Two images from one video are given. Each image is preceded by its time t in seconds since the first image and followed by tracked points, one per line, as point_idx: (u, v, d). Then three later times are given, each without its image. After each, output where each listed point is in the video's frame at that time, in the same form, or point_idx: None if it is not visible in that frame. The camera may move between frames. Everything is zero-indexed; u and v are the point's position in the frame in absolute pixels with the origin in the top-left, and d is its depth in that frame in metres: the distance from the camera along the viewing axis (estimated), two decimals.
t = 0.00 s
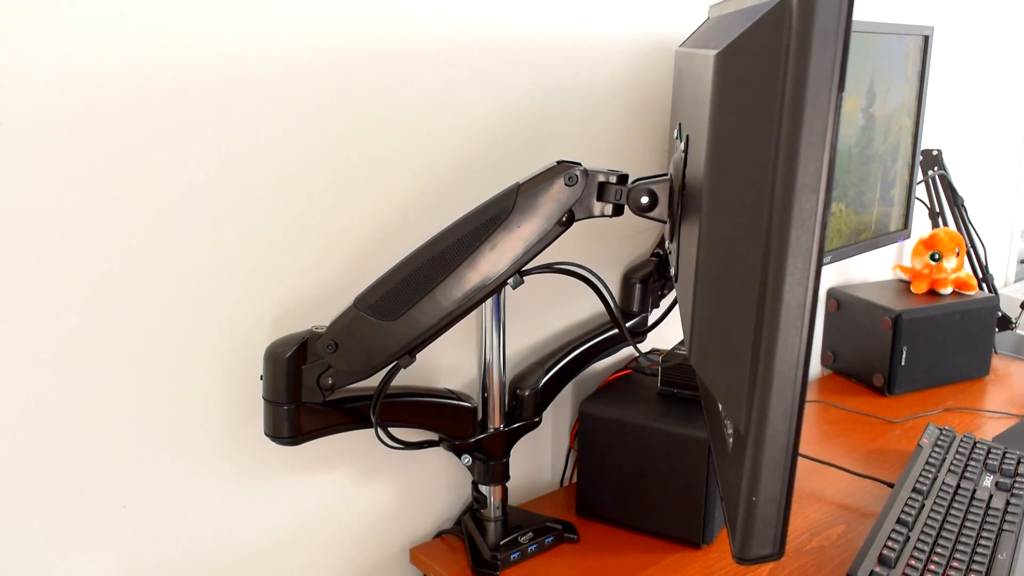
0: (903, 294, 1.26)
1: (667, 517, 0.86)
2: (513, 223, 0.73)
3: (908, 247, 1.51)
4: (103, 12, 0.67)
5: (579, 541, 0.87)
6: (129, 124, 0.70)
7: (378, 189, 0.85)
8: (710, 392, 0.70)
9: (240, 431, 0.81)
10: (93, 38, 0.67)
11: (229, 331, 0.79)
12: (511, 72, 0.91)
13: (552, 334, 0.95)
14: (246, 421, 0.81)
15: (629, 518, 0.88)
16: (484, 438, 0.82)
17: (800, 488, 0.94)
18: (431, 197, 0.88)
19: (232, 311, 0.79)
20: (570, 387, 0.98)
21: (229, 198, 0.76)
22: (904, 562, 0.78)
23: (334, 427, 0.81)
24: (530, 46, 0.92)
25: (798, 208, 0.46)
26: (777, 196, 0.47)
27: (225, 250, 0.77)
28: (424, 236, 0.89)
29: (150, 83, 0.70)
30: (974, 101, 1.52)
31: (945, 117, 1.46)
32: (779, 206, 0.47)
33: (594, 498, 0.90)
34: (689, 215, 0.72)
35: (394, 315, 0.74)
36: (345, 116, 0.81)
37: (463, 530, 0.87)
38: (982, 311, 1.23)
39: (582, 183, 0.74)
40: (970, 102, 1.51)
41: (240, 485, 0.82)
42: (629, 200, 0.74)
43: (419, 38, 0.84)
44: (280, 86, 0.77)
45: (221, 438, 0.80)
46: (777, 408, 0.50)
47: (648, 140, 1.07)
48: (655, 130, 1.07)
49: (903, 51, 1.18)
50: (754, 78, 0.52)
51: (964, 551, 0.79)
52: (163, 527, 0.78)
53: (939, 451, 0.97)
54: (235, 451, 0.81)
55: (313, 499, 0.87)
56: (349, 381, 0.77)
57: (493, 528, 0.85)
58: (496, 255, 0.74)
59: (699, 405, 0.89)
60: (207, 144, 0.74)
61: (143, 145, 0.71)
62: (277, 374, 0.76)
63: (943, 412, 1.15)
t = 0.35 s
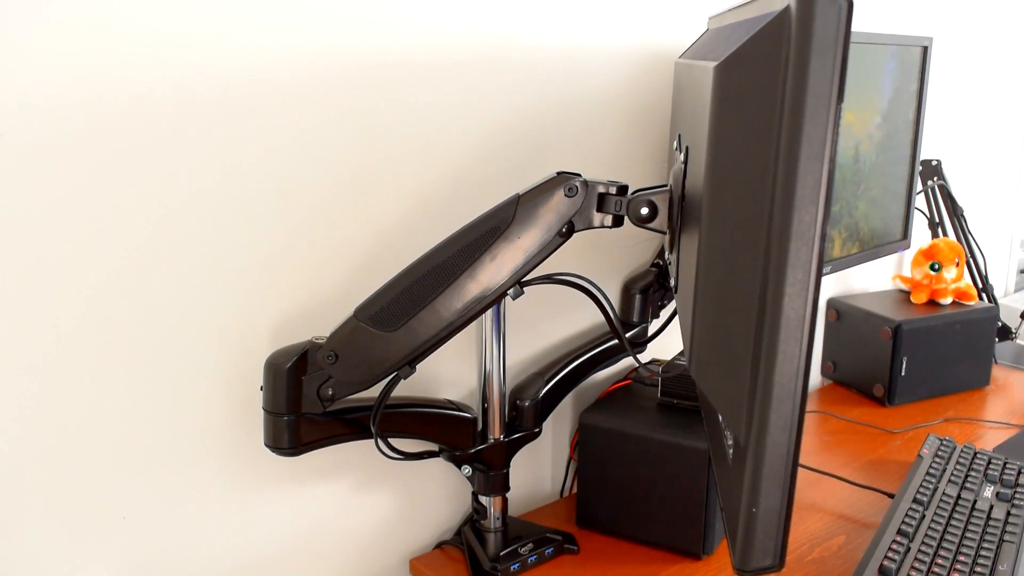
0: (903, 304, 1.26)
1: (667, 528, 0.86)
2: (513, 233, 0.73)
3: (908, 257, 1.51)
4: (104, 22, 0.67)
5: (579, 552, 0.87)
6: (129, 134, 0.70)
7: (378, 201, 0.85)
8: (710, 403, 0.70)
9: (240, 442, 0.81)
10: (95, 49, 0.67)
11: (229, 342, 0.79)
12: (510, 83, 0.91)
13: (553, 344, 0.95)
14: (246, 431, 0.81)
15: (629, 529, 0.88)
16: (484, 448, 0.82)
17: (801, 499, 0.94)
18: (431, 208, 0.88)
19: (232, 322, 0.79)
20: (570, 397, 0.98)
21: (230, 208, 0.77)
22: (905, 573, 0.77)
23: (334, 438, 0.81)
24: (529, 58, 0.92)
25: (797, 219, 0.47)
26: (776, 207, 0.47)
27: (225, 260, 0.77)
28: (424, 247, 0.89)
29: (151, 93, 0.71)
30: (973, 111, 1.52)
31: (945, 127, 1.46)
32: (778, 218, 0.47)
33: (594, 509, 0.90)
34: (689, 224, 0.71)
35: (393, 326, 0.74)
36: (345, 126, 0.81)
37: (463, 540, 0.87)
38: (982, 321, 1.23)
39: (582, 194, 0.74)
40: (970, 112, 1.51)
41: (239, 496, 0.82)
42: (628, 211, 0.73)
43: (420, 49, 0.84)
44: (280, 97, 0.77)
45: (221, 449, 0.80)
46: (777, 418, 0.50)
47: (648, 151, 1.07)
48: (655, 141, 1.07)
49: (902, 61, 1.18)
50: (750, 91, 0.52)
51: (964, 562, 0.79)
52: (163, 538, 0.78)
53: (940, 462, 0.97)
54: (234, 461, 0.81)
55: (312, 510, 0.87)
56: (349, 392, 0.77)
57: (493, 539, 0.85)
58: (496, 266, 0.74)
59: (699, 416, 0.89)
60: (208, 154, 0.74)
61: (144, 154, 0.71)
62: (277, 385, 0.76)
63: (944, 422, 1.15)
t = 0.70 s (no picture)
0: (902, 315, 1.26)
1: (667, 540, 0.85)
2: (513, 245, 0.73)
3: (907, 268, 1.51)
4: (105, 36, 0.68)
5: (579, 564, 0.87)
6: (129, 146, 0.71)
7: (378, 213, 0.85)
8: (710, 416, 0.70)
9: (240, 454, 0.81)
10: (95, 63, 0.68)
11: (229, 354, 0.79)
12: (510, 96, 0.91)
13: (552, 356, 0.95)
14: (246, 444, 0.81)
15: (629, 541, 0.88)
16: (484, 460, 0.82)
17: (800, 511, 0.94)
18: (431, 220, 0.89)
19: (232, 335, 0.79)
20: (569, 409, 0.98)
21: (230, 220, 0.77)
22: None
23: (334, 450, 0.81)
24: (529, 71, 0.92)
25: (796, 232, 0.47)
26: (774, 220, 0.47)
27: (225, 272, 0.77)
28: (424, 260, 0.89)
29: (151, 106, 0.71)
30: (972, 121, 1.52)
31: (943, 140, 1.46)
32: (777, 231, 0.47)
33: (594, 521, 0.90)
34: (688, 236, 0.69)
35: (393, 339, 0.74)
36: (345, 139, 0.82)
37: (463, 553, 0.86)
38: (982, 332, 1.23)
39: (581, 207, 0.73)
40: (968, 123, 1.51)
41: (239, 509, 0.82)
42: (628, 223, 0.73)
43: (420, 62, 0.84)
44: (281, 109, 0.77)
45: (220, 461, 0.80)
46: (777, 431, 0.50)
47: (647, 163, 1.07)
48: (654, 154, 1.08)
49: (901, 74, 1.19)
50: (745, 107, 0.52)
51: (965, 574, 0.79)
52: (162, 550, 0.78)
53: (939, 473, 0.97)
54: (234, 474, 0.81)
55: (312, 523, 0.87)
56: (348, 404, 0.77)
57: (493, 551, 0.85)
58: (495, 278, 0.73)
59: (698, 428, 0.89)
60: (208, 166, 0.75)
61: (143, 167, 0.72)
62: (277, 397, 0.76)
63: (944, 433, 1.15)
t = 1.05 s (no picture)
0: (902, 325, 1.26)
1: (668, 552, 0.85)
2: (513, 256, 0.73)
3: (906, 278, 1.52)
4: (105, 51, 0.68)
5: None
6: (130, 158, 0.71)
7: (378, 225, 0.85)
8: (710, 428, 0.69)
9: (240, 466, 0.81)
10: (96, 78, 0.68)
11: (229, 366, 0.79)
12: (510, 109, 0.92)
13: (552, 367, 0.95)
14: (246, 455, 0.82)
15: (629, 552, 0.88)
16: (484, 471, 0.82)
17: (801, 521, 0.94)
18: (431, 232, 0.89)
19: (232, 346, 0.79)
20: (569, 420, 0.99)
21: (231, 232, 0.77)
22: None
23: (334, 461, 0.80)
24: (529, 83, 0.93)
25: (795, 243, 0.47)
26: (774, 231, 0.47)
27: (225, 284, 0.78)
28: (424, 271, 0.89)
29: (151, 119, 0.71)
30: (970, 140, 1.53)
31: (943, 150, 1.47)
32: (775, 243, 0.47)
33: (594, 532, 0.90)
34: (687, 247, 0.68)
35: (393, 350, 0.74)
36: (346, 151, 0.82)
37: (463, 564, 0.86)
38: (982, 341, 1.23)
39: (580, 218, 0.73)
40: (967, 139, 1.52)
41: (239, 520, 0.82)
42: (627, 235, 0.72)
43: (420, 75, 0.84)
44: (281, 123, 0.78)
45: (221, 473, 0.80)
46: (777, 441, 0.50)
47: (647, 175, 1.08)
48: (654, 166, 1.08)
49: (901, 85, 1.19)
50: (740, 120, 0.52)
51: None
52: (161, 562, 0.78)
53: (940, 484, 0.97)
54: (234, 485, 0.81)
55: (312, 534, 0.87)
56: (348, 415, 0.77)
57: (493, 562, 0.85)
58: (496, 289, 0.73)
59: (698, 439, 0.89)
60: (209, 178, 0.75)
61: (144, 179, 0.72)
62: (277, 409, 0.76)
63: (944, 443, 1.15)
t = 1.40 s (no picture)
0: (902, 337, 1.26)
1: (668, 565, 0.85)
2: (513, 268, 0.72)
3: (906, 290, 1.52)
4: (106, 64, 0.68)
5: None
6: (132, 171, 0.71)
7: (378, 237, 0.86)
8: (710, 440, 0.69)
9: (240, 478, 0.81)
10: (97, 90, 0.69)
11: (229, 378, 0.79)
12: (510, 121, 0.92)
13: (552, 379, 0.96)
14: (246, 467, 0.81)
15: (629, 565, 0.88)
16: (484, 483, 0.82)
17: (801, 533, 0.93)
18: (432, 244, 0.89)
19: (232, 357, 0.79)
20: (569, 432, 0.99)
21: (231, 244, 0.77)
22: None
23: (333, 473, 0.80)
24: (529, 96, 0.93)
25: (795, 255, 0.47)
26: (774, 244, 0.47)
27: (225, 296, 0.78)
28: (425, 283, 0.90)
29: (153, 131, 0.72)
30: (969, 151, 1.53)
31: (942, 162, 1.47)
32: (775, 256, 0.47)
33: (594, 544, 0.89)
34: (687, 260, 0.67)
35: (393, 361, 0.73)
36: (347, 163, 0.82)
37: None
38: (982, 352, 1.23)
39: (580, 230, 0.72)
40: (966, 150, 1.52)
41: (239, 532, 0.82)
42: (627, 247, 0.71)
43: (420, 87, 0.85)
44: (281, 135, 0.78)
45: (221, 485, 0.80)
46: (777, 453, 0.50)
47: (647, 188, 1.08)
48: (654, 178, 1.08)
49: (900, 98, 1.20)
50: (737, 134, 0.52)
51: None
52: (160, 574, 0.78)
53: (941, 495, 0.97)
54: (234, 497, 0.81)
55: (312, 546, 0.87)
56: (348, 427, 0.77)
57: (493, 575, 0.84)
58: (495, 301, 0.73)
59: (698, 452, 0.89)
60: (210, 190, 0.75)
61: (146, 190, 0.72)
62: (277, 421, 0.76)
63: (944, 455, 1.15)
